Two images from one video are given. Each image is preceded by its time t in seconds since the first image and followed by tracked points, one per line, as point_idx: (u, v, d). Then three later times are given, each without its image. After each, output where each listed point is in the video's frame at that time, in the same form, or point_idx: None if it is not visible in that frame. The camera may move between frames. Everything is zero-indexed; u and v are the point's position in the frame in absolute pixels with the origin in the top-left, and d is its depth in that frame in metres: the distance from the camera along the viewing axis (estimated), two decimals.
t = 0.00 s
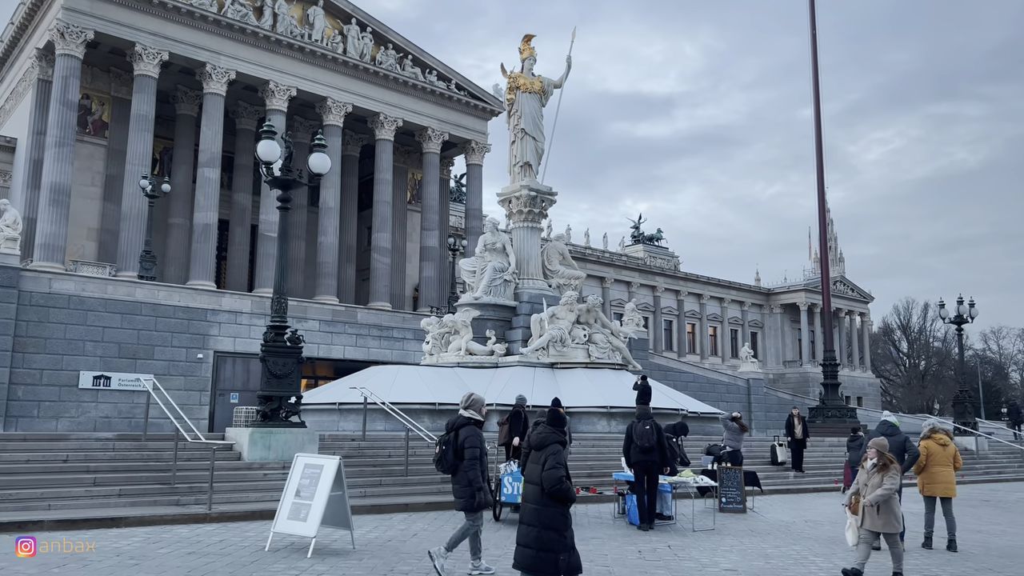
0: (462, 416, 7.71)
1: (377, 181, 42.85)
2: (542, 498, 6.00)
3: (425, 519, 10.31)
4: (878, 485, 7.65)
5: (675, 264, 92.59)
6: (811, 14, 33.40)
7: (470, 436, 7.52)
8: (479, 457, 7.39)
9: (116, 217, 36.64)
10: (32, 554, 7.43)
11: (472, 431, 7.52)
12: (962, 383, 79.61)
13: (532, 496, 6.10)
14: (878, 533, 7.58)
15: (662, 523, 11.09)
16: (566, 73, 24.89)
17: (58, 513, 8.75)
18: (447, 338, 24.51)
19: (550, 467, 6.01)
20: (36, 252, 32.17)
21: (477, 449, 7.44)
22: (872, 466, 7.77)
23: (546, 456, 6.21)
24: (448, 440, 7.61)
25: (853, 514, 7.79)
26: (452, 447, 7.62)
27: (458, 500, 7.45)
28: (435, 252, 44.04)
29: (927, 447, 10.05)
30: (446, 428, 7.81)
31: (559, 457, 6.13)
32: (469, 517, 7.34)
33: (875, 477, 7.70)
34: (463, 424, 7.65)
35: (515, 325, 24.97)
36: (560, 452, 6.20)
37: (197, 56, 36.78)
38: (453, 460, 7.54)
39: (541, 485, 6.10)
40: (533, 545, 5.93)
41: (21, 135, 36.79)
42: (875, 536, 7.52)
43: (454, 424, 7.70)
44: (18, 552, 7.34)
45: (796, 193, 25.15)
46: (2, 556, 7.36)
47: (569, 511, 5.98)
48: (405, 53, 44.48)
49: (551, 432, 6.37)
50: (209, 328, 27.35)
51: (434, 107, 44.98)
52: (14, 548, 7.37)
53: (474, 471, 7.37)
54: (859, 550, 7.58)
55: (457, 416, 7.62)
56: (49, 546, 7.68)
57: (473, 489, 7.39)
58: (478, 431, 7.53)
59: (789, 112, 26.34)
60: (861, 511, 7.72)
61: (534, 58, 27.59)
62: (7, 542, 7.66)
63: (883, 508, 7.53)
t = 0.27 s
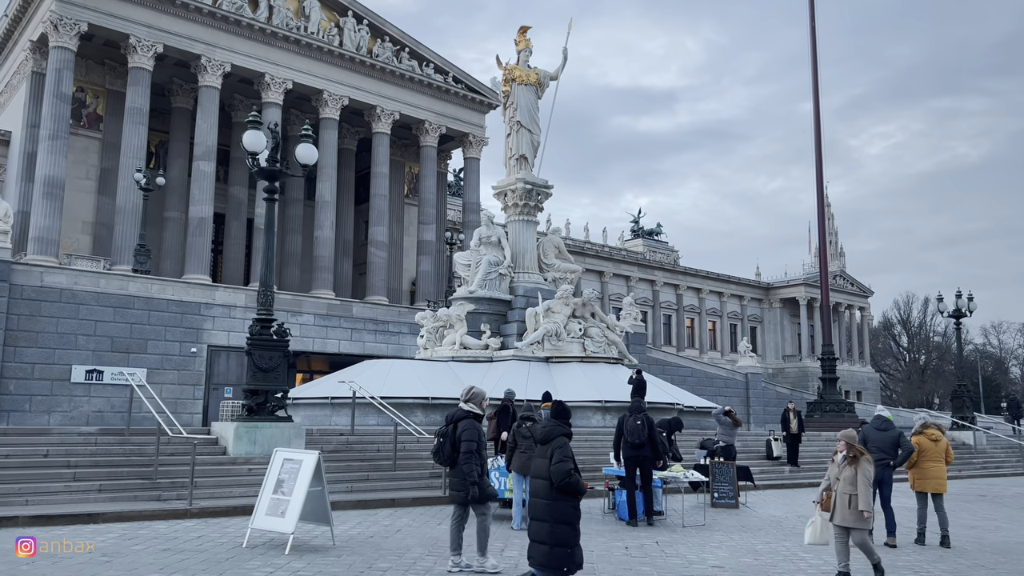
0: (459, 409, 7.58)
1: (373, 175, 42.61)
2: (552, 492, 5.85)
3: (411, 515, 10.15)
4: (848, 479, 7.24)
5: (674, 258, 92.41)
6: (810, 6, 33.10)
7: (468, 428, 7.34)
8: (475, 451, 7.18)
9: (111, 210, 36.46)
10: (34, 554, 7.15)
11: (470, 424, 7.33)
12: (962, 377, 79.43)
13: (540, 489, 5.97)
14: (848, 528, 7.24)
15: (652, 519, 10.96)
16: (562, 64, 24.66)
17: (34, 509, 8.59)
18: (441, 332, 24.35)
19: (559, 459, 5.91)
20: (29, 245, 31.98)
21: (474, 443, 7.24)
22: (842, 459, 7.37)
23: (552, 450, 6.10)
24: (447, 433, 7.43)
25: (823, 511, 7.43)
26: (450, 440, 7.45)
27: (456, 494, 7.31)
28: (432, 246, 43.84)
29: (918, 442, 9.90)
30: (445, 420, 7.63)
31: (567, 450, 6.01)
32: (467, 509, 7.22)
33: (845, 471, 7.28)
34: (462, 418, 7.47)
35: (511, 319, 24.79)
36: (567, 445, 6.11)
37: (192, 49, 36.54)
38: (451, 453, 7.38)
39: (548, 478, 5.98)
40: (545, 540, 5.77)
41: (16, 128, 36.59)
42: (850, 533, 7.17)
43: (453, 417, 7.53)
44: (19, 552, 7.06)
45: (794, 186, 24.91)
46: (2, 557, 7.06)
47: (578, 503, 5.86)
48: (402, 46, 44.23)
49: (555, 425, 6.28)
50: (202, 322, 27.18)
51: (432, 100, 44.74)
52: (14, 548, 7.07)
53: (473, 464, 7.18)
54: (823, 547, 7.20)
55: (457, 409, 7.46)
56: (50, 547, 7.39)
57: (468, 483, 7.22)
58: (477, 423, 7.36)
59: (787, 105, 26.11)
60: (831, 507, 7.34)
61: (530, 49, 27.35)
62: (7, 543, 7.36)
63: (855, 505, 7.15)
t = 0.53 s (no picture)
0: (466, 404, 7.46)
1: (370, 167, 42.39)
2: (559, 483, 5.68)
3: (398, 508, 9.98)
4: (832, 472, 7.13)
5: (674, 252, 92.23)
6: None
7: (476, 424, 7.21)
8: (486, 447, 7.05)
9: (106, 202, 36.28)
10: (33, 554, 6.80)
11: (478, 420, 7.20)
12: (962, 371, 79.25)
13: (546, 480, 5.79)
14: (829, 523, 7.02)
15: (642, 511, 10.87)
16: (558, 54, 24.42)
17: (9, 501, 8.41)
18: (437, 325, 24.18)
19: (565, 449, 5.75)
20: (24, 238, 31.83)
21: (483, 439, 7.12)
22: (823, 452, 7.26)
23: (558, 441, 5.94)
24: (455, 429, 7.31)
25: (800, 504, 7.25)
26: (459, 435, 7.32)
27: (460, 489, 7.15)
28: (429, 239, 43.62)
29: (913, 433, 9.77)
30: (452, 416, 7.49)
31: (572, 440, 5.87)
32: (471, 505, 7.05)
33: (827, 463, 7.16)
34: (470, 413, 7.35)
35: (506, 311, 24.62)
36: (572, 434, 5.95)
37: (188, 40, 36.31)
38: (458, 449, 7.24)
39: (555, 469, 5.80)
40: (555, 532, 5.58)
41: (10, 120, 36.40)
42: (829, 527, 6.97)
43: (460, 411, 7.40)
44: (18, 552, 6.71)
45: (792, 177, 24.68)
46: None
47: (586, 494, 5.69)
48: (399, 37, 43.99)
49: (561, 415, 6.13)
50: (197, 314, 27.01)
51: (429, 92, 44.50)
52: (13, 547, 6.73)
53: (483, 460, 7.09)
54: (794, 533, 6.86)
55: (465, 404, 7.34)
56: (50, 546, 7.03)
57: (478, 479, 7.08)
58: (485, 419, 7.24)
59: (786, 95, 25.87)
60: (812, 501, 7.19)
61: (526, 40, 27.12)
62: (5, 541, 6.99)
63: (838, 497, 7.00)
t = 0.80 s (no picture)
0: (474, 399, 7.37)
1: (368, 161, 42.13)
2: (575, 488, 5.63)
3: (385, 506, 9.81)
4: (817, 474, 6.77)
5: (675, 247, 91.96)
6: None
7: (488, 422, 7.14)
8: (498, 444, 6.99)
9: (101, 196, 36.09)
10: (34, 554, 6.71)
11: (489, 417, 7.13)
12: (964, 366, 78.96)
13: (560, 484, 5.73)
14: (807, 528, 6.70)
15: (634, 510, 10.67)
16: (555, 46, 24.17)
17: None
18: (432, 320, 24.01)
19: (581, 453, 5.68)
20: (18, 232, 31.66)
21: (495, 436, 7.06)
22: (811, 454, 6.93)
23: (573, 444, 5.85)
24: (466, 425, 7.22)
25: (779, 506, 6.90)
26: (470, 432, 7.22)
27: (473, 486, 7.09)
28: (427, 233, 43.37)
29: (909, 431, 9.59)
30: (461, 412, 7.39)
31: (588, 443, 5.80)
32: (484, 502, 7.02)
33: (814, 465, 6.82)
34: (480, 409, 7.22)
35: (502, 306, 24.44)
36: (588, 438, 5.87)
37: (184, 33, 36.06)
38: (469, 446, 7.17)
39: (569, 473, 5.74)
40: (567, 538, 5.57)
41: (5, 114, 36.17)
42: (807, 532, 6.63)
43: (469, 407, 7.28)
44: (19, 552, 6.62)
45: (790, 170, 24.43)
46: None
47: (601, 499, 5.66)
48: (397, 31, 43.73)
49: (575, 418, 6.03)
50: (191, 309, 26.83)
51: (427, 85, 44.22)
52: (12, 547, 6.63)
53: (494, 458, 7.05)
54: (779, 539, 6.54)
55: (474, 400, 7.23)
56: (51, 545, 6.95)
57: (495, 475, 7.07)
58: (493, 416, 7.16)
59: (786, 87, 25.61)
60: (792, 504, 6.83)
61: (523, 32, 26.87)
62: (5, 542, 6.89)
63: (819, 502, 6.62)
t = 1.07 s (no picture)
0: (479, 392, 7.35)
1: (366, 154, 41.93)
2: (587, 479, 5.50)
3: (373, 501, 9.67)
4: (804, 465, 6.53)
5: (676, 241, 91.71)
6: None
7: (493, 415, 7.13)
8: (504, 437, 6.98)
9: (97, 189, 35.94)
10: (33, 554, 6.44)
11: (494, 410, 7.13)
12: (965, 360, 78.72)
13: (571, 475, 5.59)
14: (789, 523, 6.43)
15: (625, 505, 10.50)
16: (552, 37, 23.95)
17: None
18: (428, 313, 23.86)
19: (594, 443, 5.53)
20: (13, 225, 31.52)
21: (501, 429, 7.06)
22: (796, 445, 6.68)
23: (584, 433, 5.69)
24: (470, 418, 7.20)
25: (761, 501, 6.47)
26: (473, 425, 7.20)
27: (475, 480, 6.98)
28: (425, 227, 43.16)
29: (905, 424, 9.43)
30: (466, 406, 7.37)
31: (601, 434, 5.66)
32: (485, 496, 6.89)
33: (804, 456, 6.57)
34: (485, 403, 7.22)
35: (499, 300, 24.30)
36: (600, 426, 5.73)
37: (180, 25, 35.84)
38: (473, 439, 7.13)
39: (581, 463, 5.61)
40: (579, 530, 5.42)
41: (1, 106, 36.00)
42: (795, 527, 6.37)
43: (475, 400, 7.27)
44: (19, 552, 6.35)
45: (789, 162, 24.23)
46: None
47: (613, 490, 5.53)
48: (395, 23, 43.49)
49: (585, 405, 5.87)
50: (186, 303, 26.69)
51: (425, 78, 43.99)
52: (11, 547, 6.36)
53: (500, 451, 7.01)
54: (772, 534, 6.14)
55: (480, 393, 7.24)
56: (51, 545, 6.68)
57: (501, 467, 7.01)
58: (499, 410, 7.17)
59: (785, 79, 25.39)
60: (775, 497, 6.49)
61: (520, 23, 26.64)
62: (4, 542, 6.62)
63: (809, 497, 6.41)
